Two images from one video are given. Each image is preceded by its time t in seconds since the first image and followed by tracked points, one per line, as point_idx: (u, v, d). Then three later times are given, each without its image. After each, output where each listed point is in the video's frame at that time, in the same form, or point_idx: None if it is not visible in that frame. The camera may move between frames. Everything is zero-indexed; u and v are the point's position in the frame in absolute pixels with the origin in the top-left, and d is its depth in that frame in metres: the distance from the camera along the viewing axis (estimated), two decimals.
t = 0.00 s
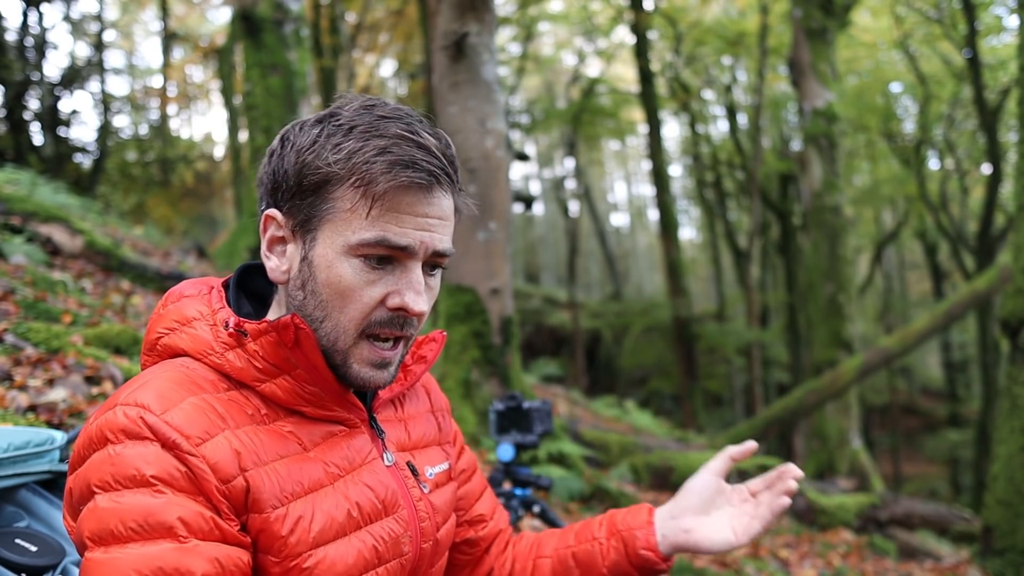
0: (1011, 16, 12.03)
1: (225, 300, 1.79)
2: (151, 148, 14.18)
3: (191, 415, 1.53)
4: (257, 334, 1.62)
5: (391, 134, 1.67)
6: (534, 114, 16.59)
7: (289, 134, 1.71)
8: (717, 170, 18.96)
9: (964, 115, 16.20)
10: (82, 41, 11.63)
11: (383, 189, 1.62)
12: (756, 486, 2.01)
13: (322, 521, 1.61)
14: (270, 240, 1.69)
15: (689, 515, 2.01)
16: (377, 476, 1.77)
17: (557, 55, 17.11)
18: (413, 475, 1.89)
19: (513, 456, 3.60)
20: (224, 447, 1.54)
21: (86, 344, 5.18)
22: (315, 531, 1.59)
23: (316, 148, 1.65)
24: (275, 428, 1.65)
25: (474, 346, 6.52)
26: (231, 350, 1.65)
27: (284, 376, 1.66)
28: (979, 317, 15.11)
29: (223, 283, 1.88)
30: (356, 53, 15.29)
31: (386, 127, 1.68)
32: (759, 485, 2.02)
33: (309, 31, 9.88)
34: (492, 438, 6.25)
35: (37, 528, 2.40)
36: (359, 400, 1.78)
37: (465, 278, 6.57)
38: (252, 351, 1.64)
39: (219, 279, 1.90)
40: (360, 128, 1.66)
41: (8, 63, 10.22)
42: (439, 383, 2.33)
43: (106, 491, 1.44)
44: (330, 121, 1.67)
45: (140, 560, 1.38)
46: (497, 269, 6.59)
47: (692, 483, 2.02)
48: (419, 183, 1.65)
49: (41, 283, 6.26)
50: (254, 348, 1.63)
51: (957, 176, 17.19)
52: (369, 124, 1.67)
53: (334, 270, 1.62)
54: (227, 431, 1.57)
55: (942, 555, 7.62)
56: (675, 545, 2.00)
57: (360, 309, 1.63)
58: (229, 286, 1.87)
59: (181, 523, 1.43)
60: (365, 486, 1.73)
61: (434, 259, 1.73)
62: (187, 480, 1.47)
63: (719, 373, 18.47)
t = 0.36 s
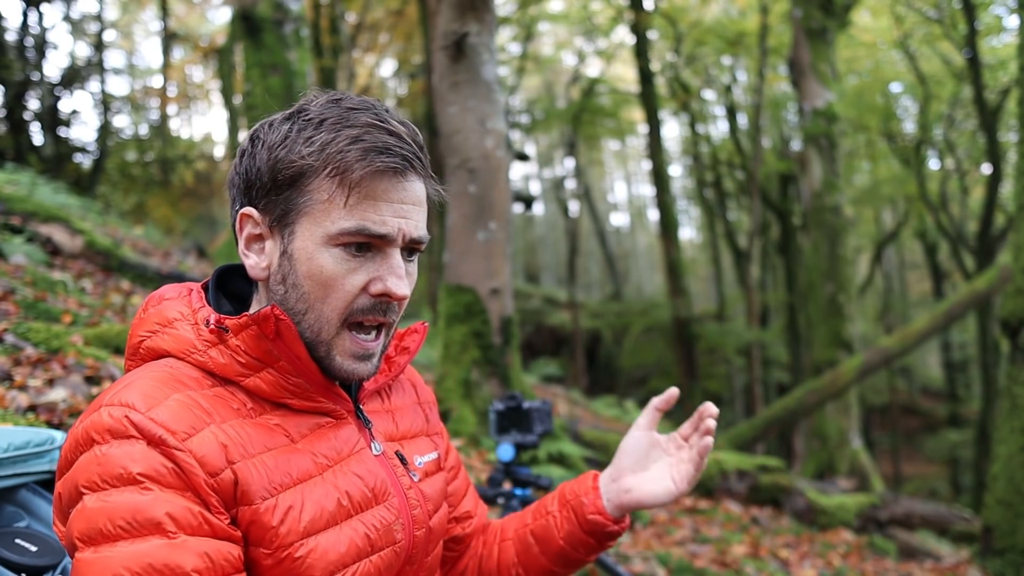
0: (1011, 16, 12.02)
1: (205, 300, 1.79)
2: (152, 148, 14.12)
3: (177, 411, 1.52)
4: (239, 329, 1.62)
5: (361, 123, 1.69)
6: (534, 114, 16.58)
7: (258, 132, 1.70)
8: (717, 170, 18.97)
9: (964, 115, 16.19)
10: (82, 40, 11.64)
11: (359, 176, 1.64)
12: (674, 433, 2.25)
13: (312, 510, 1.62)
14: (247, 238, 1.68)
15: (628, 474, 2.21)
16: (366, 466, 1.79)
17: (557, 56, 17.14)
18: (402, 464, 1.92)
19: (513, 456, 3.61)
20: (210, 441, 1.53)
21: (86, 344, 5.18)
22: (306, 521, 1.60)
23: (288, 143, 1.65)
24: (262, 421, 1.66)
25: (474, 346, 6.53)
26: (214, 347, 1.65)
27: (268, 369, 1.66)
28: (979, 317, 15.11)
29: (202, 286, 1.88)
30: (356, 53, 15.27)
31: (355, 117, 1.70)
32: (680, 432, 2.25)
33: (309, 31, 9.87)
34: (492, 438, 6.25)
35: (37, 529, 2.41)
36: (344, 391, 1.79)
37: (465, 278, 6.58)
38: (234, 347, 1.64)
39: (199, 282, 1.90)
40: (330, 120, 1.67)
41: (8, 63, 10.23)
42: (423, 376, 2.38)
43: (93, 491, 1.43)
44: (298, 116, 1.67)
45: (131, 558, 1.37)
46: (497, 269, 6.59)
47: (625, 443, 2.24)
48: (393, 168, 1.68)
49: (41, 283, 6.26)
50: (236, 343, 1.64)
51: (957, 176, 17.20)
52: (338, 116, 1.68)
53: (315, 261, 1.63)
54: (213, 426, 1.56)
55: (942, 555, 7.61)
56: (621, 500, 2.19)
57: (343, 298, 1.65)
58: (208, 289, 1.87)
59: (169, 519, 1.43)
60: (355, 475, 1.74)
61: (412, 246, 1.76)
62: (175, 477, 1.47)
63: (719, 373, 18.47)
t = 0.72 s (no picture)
0: (1011, 16, 12.02)
1: (201, 301, 1.79)
2: (152, 148, 14.12)
3: (173, 412, 1.52)
4: (235, 330, 1.62)
5: (350, 118, 1.71)
6: (534, 114, 16.58)
7: (249, 133, 1.73)
8: (717, 170, 18.97)
9: (964, 115, 16.20)
10: (82, 41, 11.64)
11: (348, 168, 1.66)
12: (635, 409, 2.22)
13: (309, 510, 1.62)
14: (241, 236, 1.70)
15: (598, 462, 2.20)
16: (362, 466, 1.78)
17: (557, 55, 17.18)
18: (399, 463, 1.92)
19: (513, 456, 3.61)
20: (207, 442, 1.53)
21: (86, 344, 5.18)
22: (303, 520, 1.60)
23: (278, 140, 1.67)
24: (258, 421, 1.66)
25: (474, 346, 6.53)
26: (210, 348, 1.65)
27: (265, 369, 1.66)
28: (979, 317, 15.12)
29: (199, 286, 1.88)
30: (356, 53, 15.24)
31: (343, 112, 1.72)
32: (641, 409, 2.21)
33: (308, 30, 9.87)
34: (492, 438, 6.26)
35: (38, 528, 2.41)
36: (340, 390, 1.79)
37: (465, 278, 6.59)
38: (230, 347, 1.64)
39: (195, 284, 1.91)
40: (318, 116, 1.69)
41: (8, 63, 10.24)
42: (420, 376, 2.38)
43: (91, 492, 1.43)
44: (287, 114, 1.70)
45: (128, 558, 1.37)
46: (497, 269, 6.59)
47: (587, 432, 2.21)
48: (382, 159, 1.69)
49: (41, 283, 6.26)
50: (232, 344, 1.63)
51: (957, 176, 17.21)
52: (326, 113, 1.70)
53: (308, 254, 1.64)
54: (210, 426, 1.56)
55: (942, 555, 7.60)
56: (594, 487, 2.18)
57: (337, 289, 1.65)
58: (206, 289, 1.87)
59: (166, 520, 1.42)
60: (351, 475, 1.74)
61: (404, 239, 1.76)
62: (172, 477, 1.47)
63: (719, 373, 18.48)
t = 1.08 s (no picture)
0: (1011, 16, 12.01)
1: (202, 301, 1.79)
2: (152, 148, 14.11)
3: (174, 412, 1.52)
4: (234, 330, 1.61)
5: (343, 115, 1.71)
6: (534, 114, 16.58)
7: (247, 133, 1.75)
8: (717, 170, 18.97)
9: (964, 115, 16.19)
10: (82, 41, 11.65)
11: (338, 164, 1.65)
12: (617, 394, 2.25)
13: (309, 510, 1.62)
14: (239, 234, 1.71)
15: (586, 450, 2.22)
16: (362, 466, 1.78)
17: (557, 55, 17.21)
18: (399, 463, 1.92)
19: (513, 456, 3.60)
20: (207, 441, 1.53)
21: (86, 344, 5.18)
22: (303, 520, 1.60)
23: (273, 138, 1.68)
24: (258, 421, 1.66)
25: (474, 346, 6.53)
26: (210, 347, 1.65)
27: (265, 369, 1.66)
28: (979, 317, 15.12)
29: (198, 286, 1.88)
30: (356, 53, 15.24)
31: (337, 109, 1.72)
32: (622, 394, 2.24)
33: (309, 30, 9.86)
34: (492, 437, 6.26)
35: (38, 528, 2.41)
36: (340, 391, 1.79)
37: (465, 278, 6.59)
38: (230, 347, 1.64)
39: (195, 284, 1.91)
40: (313, 114, 1.70)
41: (8, 63, 10.24)
42: (420, 376, 2.38)
43: (90, 491, 1.43)
44: (283, 113, 1.71)
45: (128, 558, 1.37)
46: (497, 269, 6.59)
47: (573, 421, 2.25)
48: (373, 154, 1.68)
49: (41, 283, 6.26)
50: (232, 344, 1.63)
51: (957, 176, 17.23)
52: (320, 111, 1.71)
53: (300, 251, 1.63)
54: (210, 426, 1.56)
55: (942, 555, 7.60)
56: (586, 473, 2.20)
57: (329, 286, 1.64)
58: (206, 289, 1.87)
59: (166, 519, 1.42)
60: (352, 475, 1.74)
61: (398, 236, 1.75)
62: (171, 476, 1.47)
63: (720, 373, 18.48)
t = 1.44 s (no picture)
0: (1011, 16, 11.99)
1: (198, 302, 1.80)
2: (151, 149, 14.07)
3: (171, 412, 1.52)
4: (230, 330, 1.61)
5: (315, 108, 1.74)
6: (534, 114, 16.55)
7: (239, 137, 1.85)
8: (717, 170, 18.97)
9: (964, 115, 16.17)
10: (82, 40, 11.64)
11: (304, 153, 1.68)
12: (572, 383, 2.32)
13: (307, 509, 1.62)
14: (231, 230, 1.80)
15: (549, 442, 2.29)
16: (360, 465, 1.79)
17: (557, 55, 17.23)
18: (396, 462, 1.93)
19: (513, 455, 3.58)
20: (204, 440, 1.53)
21: (85, 344, 5.17)
22: (300, 519, 1.60)
23: (254, 136, 1.76)
24: (255, 421, 1.66)
25: (474, 346, 6.53)
26: (207, 348, 1.65)
27: (260, 370, 1.66)
28: (979, 317, 15.11)
29: (195, 287, 1.88)
30: (356, 53, 15.24)
31: (312, 103, 1.77)
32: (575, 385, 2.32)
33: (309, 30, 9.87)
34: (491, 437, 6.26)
35: (38, 529, 2.41)
36: (337, 391, 1.80)
37: (465, 278, 6.59)
38: (226, 348, 1.64)
39: (192, 285, 1.91)
40: (289, 110, 1.75)
41: (8, 63, 10.25)
42: (415, 376, 2.38)
43: (88, 490, 1.43)
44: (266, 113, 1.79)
45: (126, 557, 1.37)
46: (497, 269, 6.58)
47: (533, 415, 2.32)
48: (338, 140, 1.69)
49: (41, 283, 6.27)
50: (228, 344, 1.63)
51: (957, 176, 17.24)
52: (296, 106, 1.76)
53: (272, 241, 1.67)
54: (207, 426, 1.56)
55: (942, 555, 7.59)
56: (552, 465, 2.27)
57: (298, 276, 1.65)
58: (202, 290, 1.87)
59: (163, 518, 1.42)
60: (349, 474, 1.75)
61: (371, 226, 1.74)
62: (170, 476, 1.46)
63: (720, 373, 18.49)
